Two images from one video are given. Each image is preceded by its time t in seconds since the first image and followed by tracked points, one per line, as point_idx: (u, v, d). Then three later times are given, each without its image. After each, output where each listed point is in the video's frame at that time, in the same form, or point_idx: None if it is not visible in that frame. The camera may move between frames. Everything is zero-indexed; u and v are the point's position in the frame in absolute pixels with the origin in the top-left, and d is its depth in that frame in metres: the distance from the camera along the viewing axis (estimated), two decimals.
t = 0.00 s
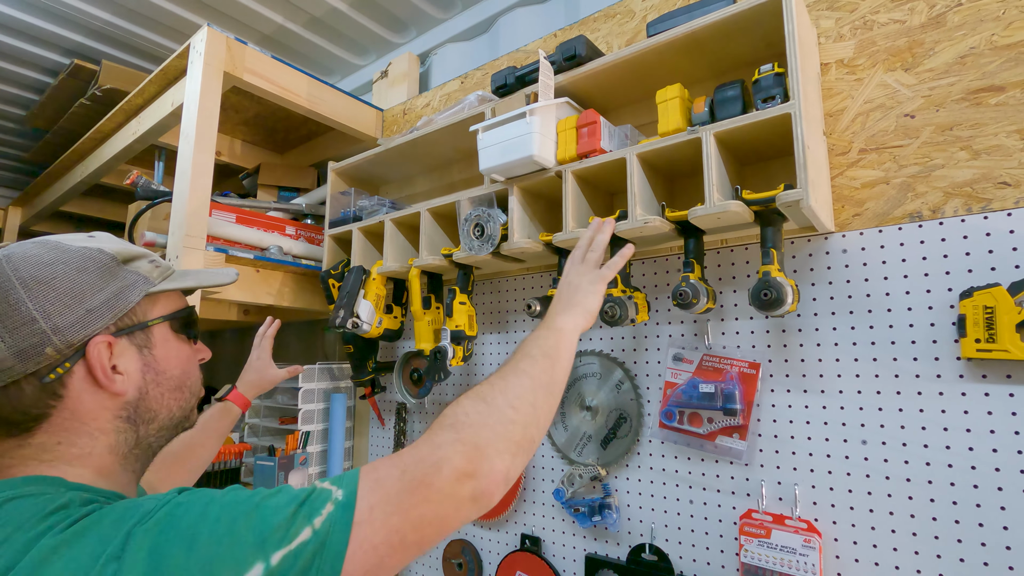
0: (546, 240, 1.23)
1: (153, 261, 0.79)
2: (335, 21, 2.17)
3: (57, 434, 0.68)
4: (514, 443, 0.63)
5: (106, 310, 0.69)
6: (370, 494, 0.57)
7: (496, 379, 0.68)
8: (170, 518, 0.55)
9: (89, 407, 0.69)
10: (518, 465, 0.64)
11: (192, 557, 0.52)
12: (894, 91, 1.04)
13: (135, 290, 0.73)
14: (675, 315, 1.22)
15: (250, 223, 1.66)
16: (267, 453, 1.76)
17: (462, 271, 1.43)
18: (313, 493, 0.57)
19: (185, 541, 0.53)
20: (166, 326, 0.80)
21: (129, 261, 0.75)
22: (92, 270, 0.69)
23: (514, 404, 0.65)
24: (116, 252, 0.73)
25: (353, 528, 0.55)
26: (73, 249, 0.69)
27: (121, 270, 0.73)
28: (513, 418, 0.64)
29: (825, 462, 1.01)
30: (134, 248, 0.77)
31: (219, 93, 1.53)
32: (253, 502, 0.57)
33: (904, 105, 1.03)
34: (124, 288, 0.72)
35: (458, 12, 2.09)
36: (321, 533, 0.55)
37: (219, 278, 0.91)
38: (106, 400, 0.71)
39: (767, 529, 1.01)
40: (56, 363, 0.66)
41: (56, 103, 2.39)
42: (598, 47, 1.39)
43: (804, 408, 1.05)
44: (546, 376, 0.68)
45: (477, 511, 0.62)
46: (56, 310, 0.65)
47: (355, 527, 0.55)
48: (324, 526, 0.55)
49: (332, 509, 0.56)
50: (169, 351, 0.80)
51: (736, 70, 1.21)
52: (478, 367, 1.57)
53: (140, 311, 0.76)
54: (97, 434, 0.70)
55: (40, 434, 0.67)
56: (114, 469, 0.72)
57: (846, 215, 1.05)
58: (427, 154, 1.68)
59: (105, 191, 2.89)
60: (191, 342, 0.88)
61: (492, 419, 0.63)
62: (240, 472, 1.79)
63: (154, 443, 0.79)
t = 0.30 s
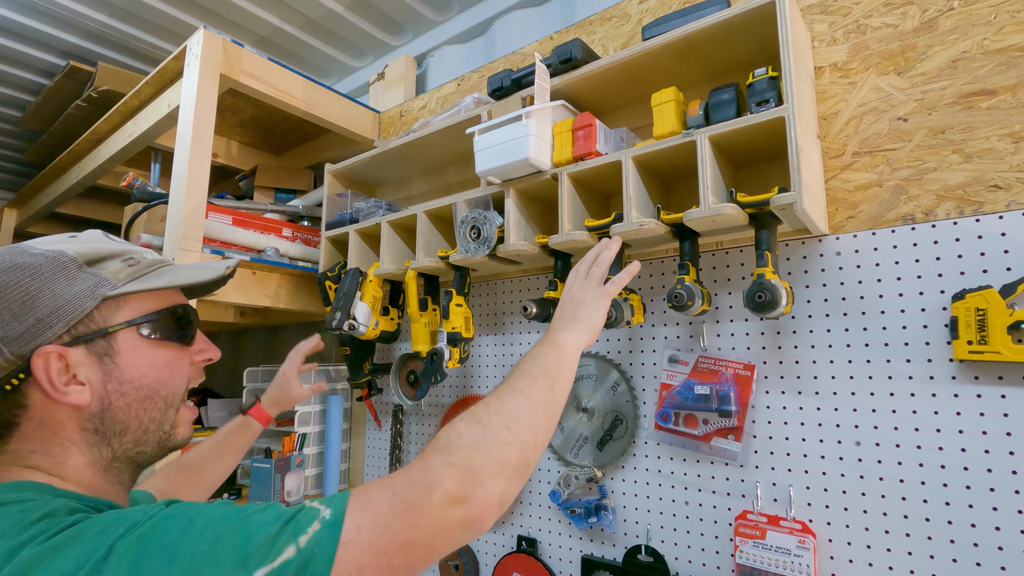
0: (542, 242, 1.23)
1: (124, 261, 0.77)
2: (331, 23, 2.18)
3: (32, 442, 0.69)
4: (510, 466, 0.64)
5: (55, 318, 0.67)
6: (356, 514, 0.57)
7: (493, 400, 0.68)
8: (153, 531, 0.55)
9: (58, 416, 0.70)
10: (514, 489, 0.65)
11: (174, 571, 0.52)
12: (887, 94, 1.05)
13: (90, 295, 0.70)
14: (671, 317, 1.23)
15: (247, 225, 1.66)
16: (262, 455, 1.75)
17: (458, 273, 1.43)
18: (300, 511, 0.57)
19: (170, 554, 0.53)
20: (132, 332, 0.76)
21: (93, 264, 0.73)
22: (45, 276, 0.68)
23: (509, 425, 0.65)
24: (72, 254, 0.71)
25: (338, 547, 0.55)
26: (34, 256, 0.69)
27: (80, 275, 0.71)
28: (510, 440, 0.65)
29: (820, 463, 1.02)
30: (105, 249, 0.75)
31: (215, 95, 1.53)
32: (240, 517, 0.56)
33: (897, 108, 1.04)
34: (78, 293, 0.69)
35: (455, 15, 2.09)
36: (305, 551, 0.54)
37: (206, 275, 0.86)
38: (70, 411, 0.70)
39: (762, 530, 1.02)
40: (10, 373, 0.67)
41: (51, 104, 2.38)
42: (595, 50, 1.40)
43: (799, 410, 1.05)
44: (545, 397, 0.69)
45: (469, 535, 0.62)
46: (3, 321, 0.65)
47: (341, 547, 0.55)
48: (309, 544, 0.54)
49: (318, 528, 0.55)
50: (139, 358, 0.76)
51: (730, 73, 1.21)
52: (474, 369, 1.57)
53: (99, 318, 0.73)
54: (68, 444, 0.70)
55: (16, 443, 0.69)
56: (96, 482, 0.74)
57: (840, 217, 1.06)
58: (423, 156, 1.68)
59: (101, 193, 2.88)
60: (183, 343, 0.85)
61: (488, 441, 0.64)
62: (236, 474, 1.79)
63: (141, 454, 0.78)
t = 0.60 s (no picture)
0: (539, 243, 1.24)
1: (118, 261, 0.75)
2: (328, 23, 2.17)
3: (30, 447, 0.70)
4: (529, 471, 0.64)
5: (41, 323, 0.68)
6: (378, 515, 0.57)
7: (510, 405, 0.68)
8: (178, 529, 0.55)
9: (54, 423, 0.70)
10: (533, 494, 0.65)
11: (199, 571, 0.51)
12: (882, 96, 1.06)
13: (77, 298, 0.69)
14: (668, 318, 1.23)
15: (243, 226, 1.66)
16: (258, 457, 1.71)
17: (455, 274, 1.43)
18: (322, 512, 0.57)
19: (194, 555, 0.53)
20: (124, 337, 0.74)
21: (86, 264, 0.72)
22: (32, 279, 0.68)
23: (529, 431, 0.66)
24: (63, 255, 0.70)
25: (361, 547, 0.54)
26: (27, 257, 0.69)
27: (69, 277, 0.70)
28: (527, 445, 0.65)
29: (815, 464, 1.02)
30: (100, 248, 0.74)
31: (212, 96, 1.52)
32: (262, 518, 0.56)
33: (892, 110, 1.04)
34: (65, 297, 0.69)
35: (451, 15, 2.09)
36: (330, 551, 0.54)
37: (203, 275, 0.81)
38: (65, 418, 0.71)
39: (758, 530, 1.01)
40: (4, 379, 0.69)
41: (46, 105, 2.37)
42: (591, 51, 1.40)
43: (795, 410, 1.06)
44: (561, 404, 0.70)
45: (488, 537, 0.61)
46: None
47: (364, 546, 0.54)
48: (332, 544, 0.54)
49: (340, 528, 0.55)
50: (131, 363, 0.75)
51: (726, 75, 1.22)
52: (471, 370, 1.57)
53: (88, 322, 0.72)
54: (68, 450, 0.71)
55: (16, 447, 0.70)
56: (102, 488, 0.74)
57: (835, 219, 1.06)
58: (420, 157, 1.68)
59: (96, 194, 2.87)
60: (186, 347, 0.83)
61: (507, 445, 0.64)
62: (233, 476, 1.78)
63: (148, 458, 0.77)
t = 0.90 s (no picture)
0: (532, 243, 1.24)
1: (149, 264, 0.74)
2: (322, 23, 2.17)
3: (62, 449, 0.70)
4: (575, 474, 0.64)
5: (71, 326, 0.67)
6: (434, 507, 0.57)
7: (569, 405, 0.67)
8: (241, 520, 0.56)
9: (83, 426, 0.70)
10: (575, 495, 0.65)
11: (267, 565, 0.52)
12: (874, 97, 1.06)
13: (108, 302, 0.69)
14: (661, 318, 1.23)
15: (237, 227, 1.66)
16: (254, 458, 1.72)
17: (450, 274, 1.43)
18: (377, 505, 0.57)
19: (257, 549, 0.53)
20: (153, 342, 0.74)
21: (118, 266, 0.71)
22: (65, 281, 0.67)
23: (582, 436, 0.65)
24: (96, 257, 0.69)
25: (420, 540, 0.56)
26: (60, 257, 0.69)
27: (100, 279, 0.69)
28: (580, 451, 0.64)
29: (807, 464, 1.02)
30: (131, 251, 0.73)
31: (205, 96, 1.52)
32: (320, 513, 0.57)
33: (883, 111, 1.05)
34: (97, 300, 0.68)
35: (446, 16, 2.09)
36: (390, 545, 0.55)
37: (232, 283, 0.81)
38: (94, 422, 0.71)
39: (750, 530, 1.01)
40: (33, 381, 0.70)
41: (40, 105, 2.37)
42: (585, 52, 1.41)
43: (787, 410, 1.06)
44: (619, 416, 0.68)
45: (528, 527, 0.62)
46: (25, 326, 0.67)
47: (421, 540, 0.56)
48: (393, 538, 0.55)
49: (397, 522, 0.56)
50: (159, 370, 0.74)
51: (718, 76, 1.22)
52: (465, 371, 1.57)
53: (118, 326, 0.71)
54: (99, 453, 0.71)
55: (47, 448, 0.71)
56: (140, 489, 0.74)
57: (827, 219, 1.07)
58: (415, 157, 1.68)
59: (91, 194, 2.86)
60: (213, 353, 0.82)
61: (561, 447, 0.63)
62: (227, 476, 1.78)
63: (178, 462, 0.77)
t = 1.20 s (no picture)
0: (524, 242, 1.23)
1: (203, 256, 0.72)
2: (316, 22, 2.17)
3: (123, 445, 0.69)
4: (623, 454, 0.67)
5: (133, 320, 0.66)
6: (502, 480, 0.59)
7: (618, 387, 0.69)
8: (328, 502, 0.58)
9: (145, 423, 0.69)
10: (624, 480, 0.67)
11: (365, 542, 0.54)
12: (863, 96, 1.06)
13: (167, 294, 0.67)
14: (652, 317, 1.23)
15: (230, 225, 1.65)
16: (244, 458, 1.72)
17: (442, 273, 1.43)
18: (450, 479, 0.59)
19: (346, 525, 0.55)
20: (212, 334, 0.73)
21: (172, 259, 0.70)
22: (122, 274, 0.66)
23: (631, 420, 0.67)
24: (150, 250, 0.68)
25: (495, 508, 0.58)
26: (112, 251, 0.68)
27: (156, 271, 0.68)
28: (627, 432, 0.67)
29: (796, 463, 1.02)
30: (183, 242, 0.71)
31: (197, 95, 1.51)
32: (401, 490, 0.58)
33: (872, 110, 1.05)
34: (156, 292, 0.67)
35: (439, 15, 2.09)
36: (470, 515, 0.56)
37: (288, 273, 0.79)
38: (156, 418, 0.70)
39: (740, 529, 1.01)
40: (92, 378, 0.68)
41: (31, 103, 2.36)
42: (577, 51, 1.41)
43: (777, 409, 1.06)
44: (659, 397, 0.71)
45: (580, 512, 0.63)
46: (82, 323, 0.66)
47: (496, 509, 0.58)
48: (471, 508, 0.57)
49: (473, 493, 0.57)
50: (219, 362, 0.74)
51: (708, 75, 1.22)
52: (458, 370, 1.57)
53: (178, 319, 0.70)
54: (163, 448, 0.70)
55: (106, 444, 0.69)
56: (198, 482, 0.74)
57: (817, 218, 1.07)
58: (408, 156, 1.67)
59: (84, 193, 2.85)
60: (265, 346, 0.81)
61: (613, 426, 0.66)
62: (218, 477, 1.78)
63: (234, 456, 0.78)
